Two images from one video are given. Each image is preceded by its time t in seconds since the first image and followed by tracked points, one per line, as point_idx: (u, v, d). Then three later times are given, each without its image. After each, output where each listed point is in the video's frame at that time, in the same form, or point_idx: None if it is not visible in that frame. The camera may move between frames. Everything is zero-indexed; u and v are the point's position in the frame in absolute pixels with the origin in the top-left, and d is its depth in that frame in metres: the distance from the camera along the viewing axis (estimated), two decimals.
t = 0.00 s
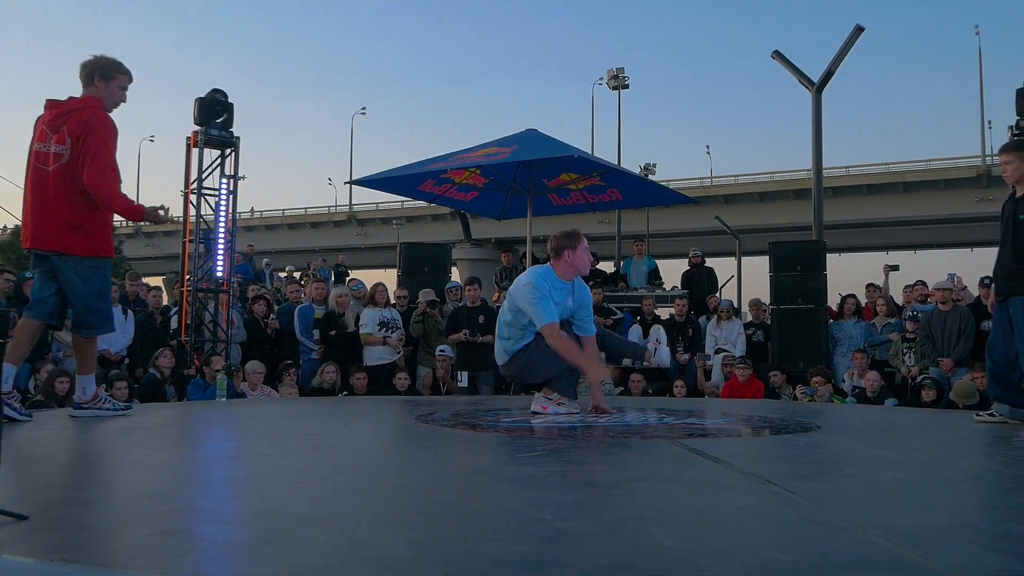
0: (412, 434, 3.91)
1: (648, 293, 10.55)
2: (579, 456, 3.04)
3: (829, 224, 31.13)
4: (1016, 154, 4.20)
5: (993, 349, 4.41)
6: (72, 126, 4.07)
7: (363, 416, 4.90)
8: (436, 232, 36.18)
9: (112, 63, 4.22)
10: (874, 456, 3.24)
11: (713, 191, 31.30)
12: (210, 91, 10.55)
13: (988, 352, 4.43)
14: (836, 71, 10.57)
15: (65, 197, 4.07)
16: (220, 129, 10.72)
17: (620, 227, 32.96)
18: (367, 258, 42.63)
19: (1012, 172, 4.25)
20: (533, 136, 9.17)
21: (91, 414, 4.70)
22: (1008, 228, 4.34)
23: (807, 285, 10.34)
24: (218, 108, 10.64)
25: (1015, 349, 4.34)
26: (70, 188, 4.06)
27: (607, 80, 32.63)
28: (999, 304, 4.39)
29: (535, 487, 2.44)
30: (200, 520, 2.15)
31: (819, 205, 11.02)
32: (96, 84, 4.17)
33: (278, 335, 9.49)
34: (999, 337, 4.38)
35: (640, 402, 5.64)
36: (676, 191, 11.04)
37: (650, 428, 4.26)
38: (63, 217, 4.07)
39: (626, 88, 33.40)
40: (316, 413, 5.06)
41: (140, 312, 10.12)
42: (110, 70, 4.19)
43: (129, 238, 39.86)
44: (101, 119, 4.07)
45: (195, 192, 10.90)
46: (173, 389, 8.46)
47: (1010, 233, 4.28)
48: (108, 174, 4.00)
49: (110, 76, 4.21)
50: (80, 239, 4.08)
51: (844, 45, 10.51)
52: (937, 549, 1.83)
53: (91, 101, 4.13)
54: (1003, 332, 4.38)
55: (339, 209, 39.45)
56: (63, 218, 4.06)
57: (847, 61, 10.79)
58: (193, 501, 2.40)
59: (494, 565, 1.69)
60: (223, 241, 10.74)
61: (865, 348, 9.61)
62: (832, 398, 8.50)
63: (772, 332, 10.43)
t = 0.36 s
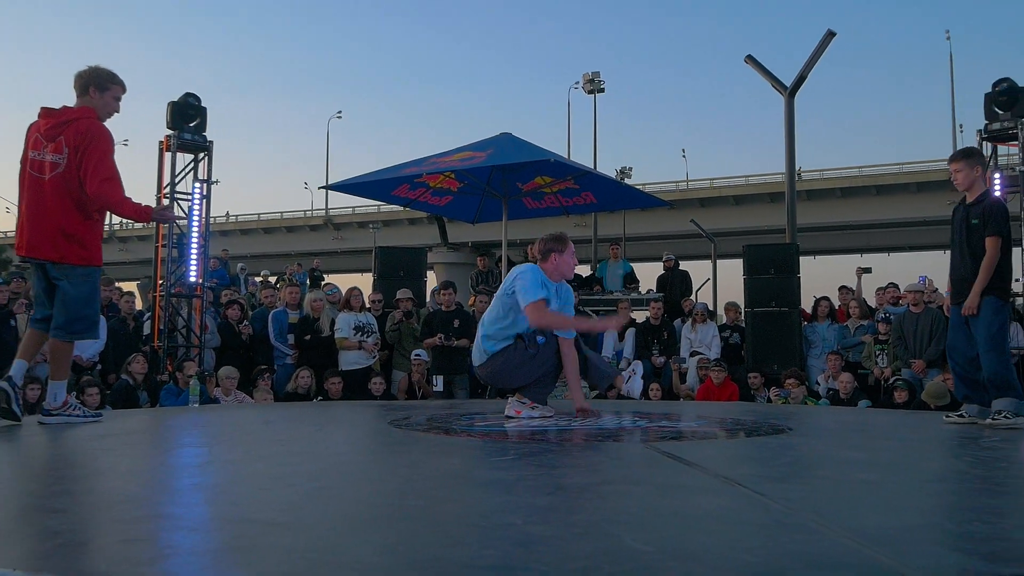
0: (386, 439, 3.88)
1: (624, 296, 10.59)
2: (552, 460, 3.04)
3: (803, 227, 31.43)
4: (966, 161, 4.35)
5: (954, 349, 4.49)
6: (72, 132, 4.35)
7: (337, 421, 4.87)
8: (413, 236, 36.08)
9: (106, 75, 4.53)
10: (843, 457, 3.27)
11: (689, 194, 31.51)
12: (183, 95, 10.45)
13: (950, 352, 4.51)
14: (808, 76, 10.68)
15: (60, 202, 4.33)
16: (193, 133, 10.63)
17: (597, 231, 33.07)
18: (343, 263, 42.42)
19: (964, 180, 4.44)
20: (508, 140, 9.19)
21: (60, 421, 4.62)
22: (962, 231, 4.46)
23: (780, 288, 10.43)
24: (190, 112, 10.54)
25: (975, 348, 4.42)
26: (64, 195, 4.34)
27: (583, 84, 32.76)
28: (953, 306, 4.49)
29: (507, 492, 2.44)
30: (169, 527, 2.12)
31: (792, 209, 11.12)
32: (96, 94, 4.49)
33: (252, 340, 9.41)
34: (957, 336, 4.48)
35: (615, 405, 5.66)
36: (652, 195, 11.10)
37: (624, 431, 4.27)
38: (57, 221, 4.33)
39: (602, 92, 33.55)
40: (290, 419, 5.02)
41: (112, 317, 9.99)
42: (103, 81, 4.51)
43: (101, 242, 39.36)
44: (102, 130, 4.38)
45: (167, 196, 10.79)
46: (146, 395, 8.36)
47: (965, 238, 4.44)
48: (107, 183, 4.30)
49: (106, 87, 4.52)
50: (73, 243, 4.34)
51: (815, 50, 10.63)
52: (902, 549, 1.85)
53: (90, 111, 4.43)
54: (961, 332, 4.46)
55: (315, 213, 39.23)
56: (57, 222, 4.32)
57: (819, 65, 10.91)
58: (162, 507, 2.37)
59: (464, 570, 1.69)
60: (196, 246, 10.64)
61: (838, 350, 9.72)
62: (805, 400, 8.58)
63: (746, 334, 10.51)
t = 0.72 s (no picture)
0: (369, 441, 3.88)
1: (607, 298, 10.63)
2: (534, 461, 3.05)
3: (785, 228, 31.65)
4: (944, 163, 4.38)
5: (931, 348, 4.53)
6: (51, 137, 4.35)
7: (319, 424, 4.85)
8: (397, 239, 36.02)
9: (92, 87, 4.56)
10: (823, 456, 3.30)
11: (672, 196, 31.68)
12: (163, 97, 10.38)
13: (926, 351, 4.55)
14: (788, 78, 10.77)
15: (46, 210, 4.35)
16: (174, 136, 10.56)
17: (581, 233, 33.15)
18: (327, 266, 42.30)
19: (942, 181, 4.47)
20: (491, 142, 9.19)
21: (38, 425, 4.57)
22: (939, 231, 4.50)
23: (762, 289, 10.51)
24: (171, 115, 10.47)
25: (952, 348, 4.46)
26: (50, 203, 4.36)
27: (566, 86, 32.87)
28: (932, 305, 4.54)
29: (488, 493, 2.44)
30: (149, 531, 2.10)
31: (773, 210, 11.20)
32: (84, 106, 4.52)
33: (235, 344, 9.37)
34: (936, 336, 4.51)
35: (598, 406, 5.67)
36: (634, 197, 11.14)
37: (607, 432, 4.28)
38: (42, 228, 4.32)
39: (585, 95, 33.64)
40: (272, 422, 4.99)
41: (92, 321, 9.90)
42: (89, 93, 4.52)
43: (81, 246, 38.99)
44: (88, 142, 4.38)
45: (148, 200, 10.72)
46: (128, 400, 8.29)
47: (942, 238, 4.48)
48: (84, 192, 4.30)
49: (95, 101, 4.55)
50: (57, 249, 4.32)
51: (796, 53, 10.71)
52: (879, 547, 1.87)
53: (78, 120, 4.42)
54: (939, 331, 4.50)
55: (298, 216, 39.09)
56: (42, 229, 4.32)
57: (799, 68, 11.00)
58: (141, 511, 2.35)
59: (444, 571, 1.69)
60: (177, 249, 10.56)
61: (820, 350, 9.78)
62: (787, 400, 8.64)
63: (729, 335, 10.56)
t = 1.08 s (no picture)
0: (367, 442, 3.87)
1: (605, 297, 10.64)
2: (533, 461, 3.04)
3: (782, 228, 31.67)
4: (952, 159, 4.37)
5: (932, 348, 4.51)
6: (32, 144, 4.39)
7: (317, 424, 4.84)
8: (394, 239, 36.00)
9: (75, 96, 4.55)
10: (821, 455, 3.30)
11: (670, 195, 31.69)
12: (160, 98, 10.36)
13: (926, 352, 4.53)
14: (785, 77, 10.77)
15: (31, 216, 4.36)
16: (170, 136, 10.55)
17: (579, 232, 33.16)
18: (325, 266, 42.28)
19: (947, 178, 4.47)
20: (488, 142, 9.18)
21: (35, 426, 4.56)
22: (946, 229, 4.49)
23: (760, 287, 10.51)
24: (168, 115, 10.45)
25: (955, 348, 4.45)
26: (34, 209, 4.37)
27: (563, 86, 32.88)
28: (939, 305, 4.52)
29: (486, 493, 2.44)
30: (146, 532, 2.10)
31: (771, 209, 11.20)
32: (60, 111, 4.49)
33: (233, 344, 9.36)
34: (935, 335, 4.50)
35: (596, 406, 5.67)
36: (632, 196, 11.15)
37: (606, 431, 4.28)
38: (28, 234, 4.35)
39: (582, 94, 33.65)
40: (270, 423, 4.99)
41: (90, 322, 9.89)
42: (71, 100, 4.52)
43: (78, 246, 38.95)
44: (67, 143, 4.33)
45: (145, 200, 10.70)
46: (125, 400, 8.28)
47: (950, 236, 4.47)
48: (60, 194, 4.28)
49: (76, 105, 4.53)
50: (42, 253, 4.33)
51: (792, 52, 10.72)
52: (878, 546, 1.87)
53: (60, 127, 4.40)
54: (943, 332, 4.49)
55: (295, 216, 39.07)
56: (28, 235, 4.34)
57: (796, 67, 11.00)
58: (139, 512, 2.36)
59: (442, 572, 1.69)
60: (175, 249, 10.55)
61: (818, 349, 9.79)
62: (785, 399, 8.64)
63: (727, 334, 10.56)
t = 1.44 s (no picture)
0: (364, 443, 3.87)
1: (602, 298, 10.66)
2: (529, 462, 3.04)
3: (779, 229, 31.71)
4: (964, 156, 4.37)
5: (938, 350, 4.55)
6: (19, 150, 4.45)
7: (314, 426, 4.84)
8: (391, 240, 35.98)
9: (61, 100, 4.59)
10: (817, 455, 3.31)
11: (666, 196, 31.73)
12: (155, 98, 10.32)
13: (932, 352, 4.57)
14: (781, 79, 10.79)
15: (18, 221, 4.42)
16: (166, 137, 10.54)
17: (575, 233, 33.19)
18: (321, 267, 42.27)
19: (960, 174, 4.47)
20: (485, 143, 9.18)
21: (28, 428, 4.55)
22: (958, 227, 4.50)
23: (756, 288, 10.52)
24: (163, 116, 10.42)
25: (959, 349, 4.49)
26: (21, 214, 4.43)
27: (560, 87, 32.91)
28: (948, 303, 4.54)
29: (484, 495, 2.44)
30: (140, 534, 2.09)
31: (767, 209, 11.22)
32: (45, 117, 4.53)
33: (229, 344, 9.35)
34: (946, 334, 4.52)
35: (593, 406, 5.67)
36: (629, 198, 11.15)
37: (603, 432, 4.28)
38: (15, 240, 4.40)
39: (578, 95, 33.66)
40: (266, 424, 4.98)
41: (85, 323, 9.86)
42: (57, 106, 4.56)
43: (74, 247, 38.87)
44: (51, 148, 4.37)
45: (140, 201, 10.67)
46: (120, 402, 8.27)
47: (961, 234, 4.49)
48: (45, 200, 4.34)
49: (61, 110, 4.57)
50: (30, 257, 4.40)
51: (789, 54, 10.73)
52: (874, 546, 1.87)
53: (47, 133, 4.46)
54: (947, 333, 4.53)
55: (292, 217, 39.04)
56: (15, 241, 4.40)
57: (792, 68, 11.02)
58: (133, 514, 2.35)
59: (439, 573, 1.69)
60: (171, 250, 10.52)
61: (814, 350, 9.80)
62: (781, 399, 8.65)
63: (723, 335, 10.58)
